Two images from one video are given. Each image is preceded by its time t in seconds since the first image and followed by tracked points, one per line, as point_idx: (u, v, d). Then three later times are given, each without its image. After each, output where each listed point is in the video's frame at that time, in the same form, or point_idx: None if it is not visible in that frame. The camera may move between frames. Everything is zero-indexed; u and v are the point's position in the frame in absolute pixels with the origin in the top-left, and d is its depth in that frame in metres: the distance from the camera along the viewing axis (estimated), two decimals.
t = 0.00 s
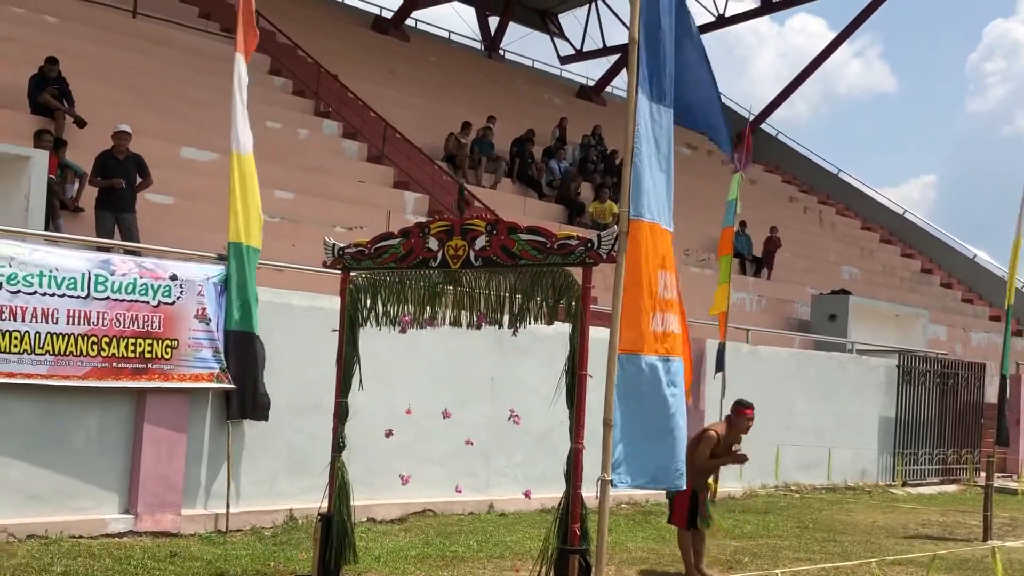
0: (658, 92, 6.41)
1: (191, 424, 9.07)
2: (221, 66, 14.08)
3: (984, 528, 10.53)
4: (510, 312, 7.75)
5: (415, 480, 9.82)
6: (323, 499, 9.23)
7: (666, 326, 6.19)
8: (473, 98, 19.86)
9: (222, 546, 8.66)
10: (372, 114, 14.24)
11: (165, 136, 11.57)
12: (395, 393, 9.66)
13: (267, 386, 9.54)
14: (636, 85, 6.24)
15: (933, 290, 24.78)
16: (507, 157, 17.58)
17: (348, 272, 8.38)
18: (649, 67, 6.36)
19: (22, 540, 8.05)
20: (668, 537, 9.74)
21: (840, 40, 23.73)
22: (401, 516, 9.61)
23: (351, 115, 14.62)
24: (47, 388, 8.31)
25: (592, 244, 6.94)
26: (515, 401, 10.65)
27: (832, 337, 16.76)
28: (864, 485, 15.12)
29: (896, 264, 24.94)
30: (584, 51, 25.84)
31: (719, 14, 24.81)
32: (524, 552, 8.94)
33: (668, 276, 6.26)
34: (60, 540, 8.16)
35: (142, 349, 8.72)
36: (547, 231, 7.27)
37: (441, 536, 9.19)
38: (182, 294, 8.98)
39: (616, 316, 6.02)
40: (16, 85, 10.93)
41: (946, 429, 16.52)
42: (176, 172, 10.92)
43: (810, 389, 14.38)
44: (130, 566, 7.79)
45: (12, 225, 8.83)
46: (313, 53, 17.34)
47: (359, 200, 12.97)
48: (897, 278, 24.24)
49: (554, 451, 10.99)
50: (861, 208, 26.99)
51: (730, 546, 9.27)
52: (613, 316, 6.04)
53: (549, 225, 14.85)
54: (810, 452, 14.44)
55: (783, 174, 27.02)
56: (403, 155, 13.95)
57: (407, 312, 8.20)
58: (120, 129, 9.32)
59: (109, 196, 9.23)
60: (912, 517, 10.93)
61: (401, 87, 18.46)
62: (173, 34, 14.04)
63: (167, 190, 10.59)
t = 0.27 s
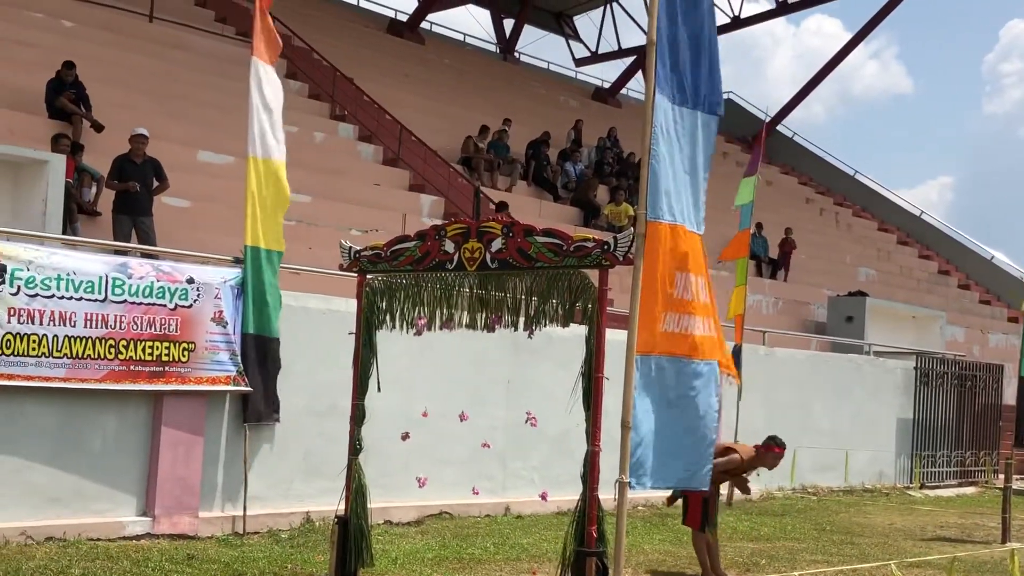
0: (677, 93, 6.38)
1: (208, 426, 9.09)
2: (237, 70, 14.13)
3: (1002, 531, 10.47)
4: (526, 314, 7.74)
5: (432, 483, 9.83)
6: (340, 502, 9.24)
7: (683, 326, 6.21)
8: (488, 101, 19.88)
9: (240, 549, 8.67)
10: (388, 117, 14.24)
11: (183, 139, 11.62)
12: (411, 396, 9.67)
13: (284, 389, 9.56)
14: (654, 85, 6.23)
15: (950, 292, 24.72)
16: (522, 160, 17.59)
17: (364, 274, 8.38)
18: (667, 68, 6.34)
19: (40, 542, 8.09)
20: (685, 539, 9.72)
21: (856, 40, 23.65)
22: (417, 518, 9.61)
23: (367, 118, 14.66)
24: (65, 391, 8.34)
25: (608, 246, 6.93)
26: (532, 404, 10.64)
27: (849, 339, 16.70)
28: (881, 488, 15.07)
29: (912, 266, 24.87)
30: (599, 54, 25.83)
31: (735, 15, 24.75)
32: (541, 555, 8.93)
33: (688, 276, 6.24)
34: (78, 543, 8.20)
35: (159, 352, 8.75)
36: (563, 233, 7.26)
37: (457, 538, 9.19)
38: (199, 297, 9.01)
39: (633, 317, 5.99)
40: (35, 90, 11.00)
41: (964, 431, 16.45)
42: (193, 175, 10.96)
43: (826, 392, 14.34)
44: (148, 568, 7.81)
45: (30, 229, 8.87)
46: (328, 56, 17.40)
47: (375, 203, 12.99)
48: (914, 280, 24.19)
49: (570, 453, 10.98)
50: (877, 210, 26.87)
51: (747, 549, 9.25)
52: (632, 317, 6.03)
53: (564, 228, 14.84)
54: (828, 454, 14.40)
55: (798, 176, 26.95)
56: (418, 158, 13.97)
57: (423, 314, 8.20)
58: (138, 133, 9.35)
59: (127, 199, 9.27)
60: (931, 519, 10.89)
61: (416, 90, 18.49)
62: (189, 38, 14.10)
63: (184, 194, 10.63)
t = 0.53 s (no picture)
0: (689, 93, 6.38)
1: (220, 426, 9.11)
2: (248, 70, 14.16)
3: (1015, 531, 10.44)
4: (537, 315, 7.73)
5: (444, 482, 9.85)
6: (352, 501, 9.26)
7: (688, 328, 6.21)
8: (499, 101, 19.88)
9: (251, 548, 8.69)
10: (399, 117, 14.24)
11: (195, 140, 11.65)
12: (423, 396, 9.68)
13: (295, 389, 9.58)
14: (668, 85, 6.22)
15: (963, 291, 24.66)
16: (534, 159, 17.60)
17: (375, 274, 8.38)
18: (680, 67, 6.33)
19: (53, 542, 8.12)
20: (698, 539, 9.71)
21: (869, 39, 23.58)
22: (429, 518, 9.63)
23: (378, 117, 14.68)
24: (78, 391, 8.37)
25: (620, 246, 6.92)
26: (544, 403, 10.65)
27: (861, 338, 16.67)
28: (894, 487, 15.05)
29: (925, 265, 24.82)
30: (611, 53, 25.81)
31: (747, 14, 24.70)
32: (553, 554, 8.94)
33: (691, 277, 6.25)
34: (91, 542, 8.23)
35: (171, 352, 8.76)
36: (575, 233, 7.25)
37: (469, 538, 9.20)
38: (211, 297, 9.03)
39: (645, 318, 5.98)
40: (48, 90, 11.05)
41: (977, 430, 16.41)
42: (204, 176, 10.98)
43: (839, 391, 14.31)
44: (160, 568, 7.83)
45: (43, 229, 8.91)
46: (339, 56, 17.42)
47: (387, 203, 13.01)
48: (926, 279, 24.15)
49: (582, 453, 10.98)
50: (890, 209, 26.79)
51: (759, 548, 9.24)
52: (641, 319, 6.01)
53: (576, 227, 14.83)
54: (840, 454, 14.38)
55: (810, 175, 26.87)
56: (429, 158, 13.98)
57: (434, 314, 8.19)
58: (149, 133, 9.36)
59: (138, 200, 9.29)
60: (943, 518, 10.86)
61: (427, 89, 18.51)
62: (201, 38, 14.14)
63: (195, 194, 10.66)
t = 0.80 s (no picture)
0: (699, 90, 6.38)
1: (235, 425, 9.13)
2: (262, 69, 14.20)
3: None
4: (551, 313, 7.71)
5: (459, 481, 9.85)
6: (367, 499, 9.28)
7: (703, 326, 6.18)
8: (512, 99, 19.88)
9: (266, 546, 8.72)
10: (412, 116, 14.29)
11: (210, 139, 11.68)
12: (437, 394, 9.68)
13: (310, 387, 9.60)
14: (681, 83, 6.21)
15: (978, 289, 24.57)
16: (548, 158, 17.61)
17: (390, 273, 8.37)
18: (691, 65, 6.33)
19: (70, 540, 8.15)
20: (713, 538, 9.70)
21: (884, 36, 23.48)
22: (443, 516, 9.63)
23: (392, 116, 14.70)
24: (94, 389, 8.40)
25: (634, 244, 6.89)
26: (558, 402, 10.64)
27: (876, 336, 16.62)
28: (909, 486, 15.00)
29: (940, 263, 24.75)
30: (625, 51, 25.78)
31: (760, 11, 24.63)
32: (567, 553, 8.94)
33: (705, 276, 6.25)
34: (107, 541, 8.26)
35: (187, 351, 8.79)
36: (589, 231, 7.24)
37: (484, 536, 9.20)
38: (227, 296, 9.05)
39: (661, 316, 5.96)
40: (65, 90, 11.10)
41: (992, 429, 16.33)
42: (219, 174, 11.01)
43: (854, 389, 14.28)
44: (176, 566, 7.85)
45: (60, 228, 8.94)
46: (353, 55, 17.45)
47: (401, 202, 13.04)
48: (942, 277, 24.09)
49: (596, 451, 10.98)
50: (905, 207, 26.68)
51: (775, 547, 9.22)
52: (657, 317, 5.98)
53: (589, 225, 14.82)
54: (856, 452, 14.35)
55: (825, 172, 26.79)
56: (443, 156, 14.03)
57: (449, 312, 8.19)
58: (164, 132, 9.39)
59: (154, 199, 9.33)
60: (960, 517, 10.82)
61: (440, 88, 18.51)
62: (216, 37, 14.18)
63: (210, 193, 10.70)
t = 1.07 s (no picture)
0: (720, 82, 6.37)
1: (249, 422, 9.15)
2: (275, 68, 14.23)
3: None
4: (564, 311, 7.68)
5: (472, 478, 9.87)
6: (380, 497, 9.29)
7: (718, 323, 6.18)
8: (524, 96, 19.88)
9: (280, 544, 8.74)
10: (425, 113, 14.35)
11: (223, 137, 11.71)
12: (450, 391, 9.69)
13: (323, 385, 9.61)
14: (694, 79, 6.22)
15: (993, 286, 24.49)
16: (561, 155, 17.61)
17: (403, 272, 8.33)
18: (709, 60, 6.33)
19: (84, 538, 8.19)
20: (727, 536, 9.68)
21: (898, 33, 23.38)
22: (457, 514, 9.64)
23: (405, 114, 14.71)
24: (109, 387, 8.42)
25: (647, 242, 6.86)
26: (571, 399, 10.64)
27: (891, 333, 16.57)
28: (924, 483, 14.95)
29: (955, 260, 24.69)
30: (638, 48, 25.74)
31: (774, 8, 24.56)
32: (580, 550, 8.93)
33: (720, 271, 6.23)
34: (122, 538, 8.29)
35: (200, 349, 8.81)
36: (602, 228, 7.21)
37: (497, 534, 9.21)
38: (240, 294, 9.06)
39: (674, 313, 5.95)
40: (79, 89, 11.14)
41: (1007, 427, 16.27)
42: (232, 173, 11.03)
43: (868, 386, 14.23)
44: (190, 563, 7.87)
45: (73, 226, 8.97)
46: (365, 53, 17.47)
47: (414, 199, 13.05)
48: (957, 273, 24.04)
49: (610, 449, 10.97)
50: (920, 203, 26.59)
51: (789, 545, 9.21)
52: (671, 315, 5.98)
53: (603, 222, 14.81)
54: (870, 449, 14.33)
55: (839, 169, 26.72)
56: (456, 153, 14.08)
57: (462, 310, 8.18)
58: (177, 131, 9.43)
59: (168, 197, 9.37)
60: (975, 515, 10.77)
61: (453, 86, 18.52)
62: (229, 36, 14.21)
63: (224, 191, 10.72)
